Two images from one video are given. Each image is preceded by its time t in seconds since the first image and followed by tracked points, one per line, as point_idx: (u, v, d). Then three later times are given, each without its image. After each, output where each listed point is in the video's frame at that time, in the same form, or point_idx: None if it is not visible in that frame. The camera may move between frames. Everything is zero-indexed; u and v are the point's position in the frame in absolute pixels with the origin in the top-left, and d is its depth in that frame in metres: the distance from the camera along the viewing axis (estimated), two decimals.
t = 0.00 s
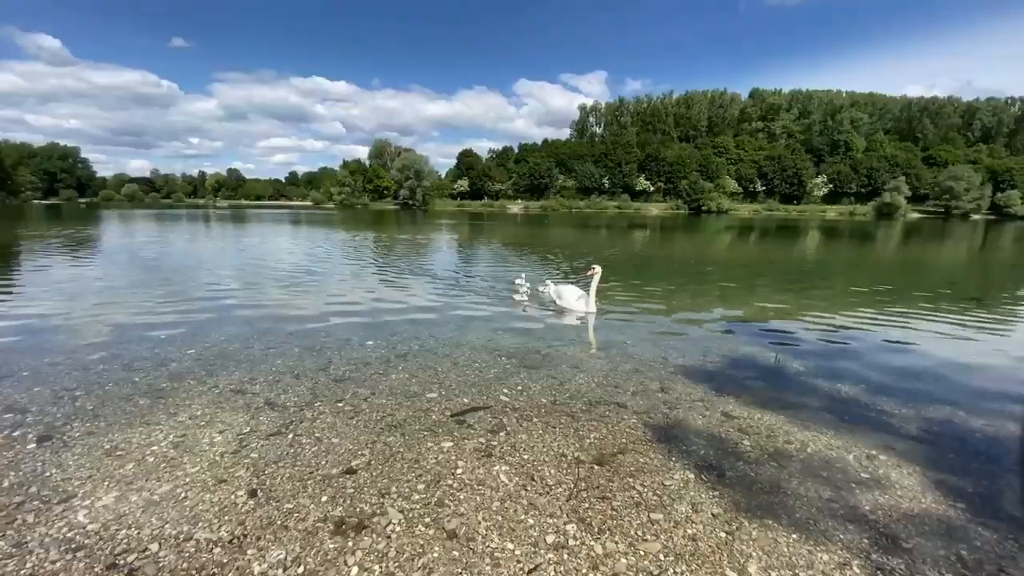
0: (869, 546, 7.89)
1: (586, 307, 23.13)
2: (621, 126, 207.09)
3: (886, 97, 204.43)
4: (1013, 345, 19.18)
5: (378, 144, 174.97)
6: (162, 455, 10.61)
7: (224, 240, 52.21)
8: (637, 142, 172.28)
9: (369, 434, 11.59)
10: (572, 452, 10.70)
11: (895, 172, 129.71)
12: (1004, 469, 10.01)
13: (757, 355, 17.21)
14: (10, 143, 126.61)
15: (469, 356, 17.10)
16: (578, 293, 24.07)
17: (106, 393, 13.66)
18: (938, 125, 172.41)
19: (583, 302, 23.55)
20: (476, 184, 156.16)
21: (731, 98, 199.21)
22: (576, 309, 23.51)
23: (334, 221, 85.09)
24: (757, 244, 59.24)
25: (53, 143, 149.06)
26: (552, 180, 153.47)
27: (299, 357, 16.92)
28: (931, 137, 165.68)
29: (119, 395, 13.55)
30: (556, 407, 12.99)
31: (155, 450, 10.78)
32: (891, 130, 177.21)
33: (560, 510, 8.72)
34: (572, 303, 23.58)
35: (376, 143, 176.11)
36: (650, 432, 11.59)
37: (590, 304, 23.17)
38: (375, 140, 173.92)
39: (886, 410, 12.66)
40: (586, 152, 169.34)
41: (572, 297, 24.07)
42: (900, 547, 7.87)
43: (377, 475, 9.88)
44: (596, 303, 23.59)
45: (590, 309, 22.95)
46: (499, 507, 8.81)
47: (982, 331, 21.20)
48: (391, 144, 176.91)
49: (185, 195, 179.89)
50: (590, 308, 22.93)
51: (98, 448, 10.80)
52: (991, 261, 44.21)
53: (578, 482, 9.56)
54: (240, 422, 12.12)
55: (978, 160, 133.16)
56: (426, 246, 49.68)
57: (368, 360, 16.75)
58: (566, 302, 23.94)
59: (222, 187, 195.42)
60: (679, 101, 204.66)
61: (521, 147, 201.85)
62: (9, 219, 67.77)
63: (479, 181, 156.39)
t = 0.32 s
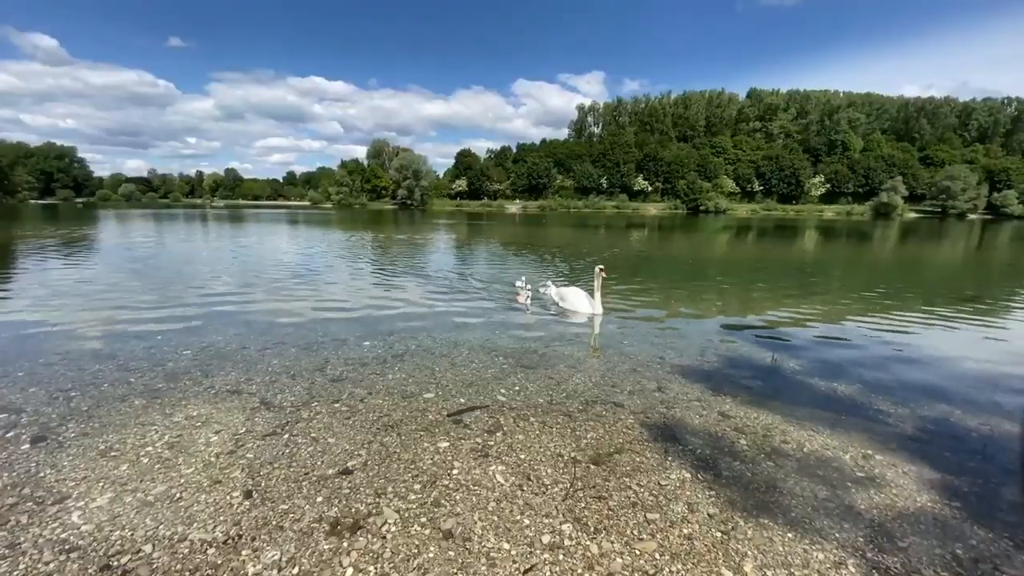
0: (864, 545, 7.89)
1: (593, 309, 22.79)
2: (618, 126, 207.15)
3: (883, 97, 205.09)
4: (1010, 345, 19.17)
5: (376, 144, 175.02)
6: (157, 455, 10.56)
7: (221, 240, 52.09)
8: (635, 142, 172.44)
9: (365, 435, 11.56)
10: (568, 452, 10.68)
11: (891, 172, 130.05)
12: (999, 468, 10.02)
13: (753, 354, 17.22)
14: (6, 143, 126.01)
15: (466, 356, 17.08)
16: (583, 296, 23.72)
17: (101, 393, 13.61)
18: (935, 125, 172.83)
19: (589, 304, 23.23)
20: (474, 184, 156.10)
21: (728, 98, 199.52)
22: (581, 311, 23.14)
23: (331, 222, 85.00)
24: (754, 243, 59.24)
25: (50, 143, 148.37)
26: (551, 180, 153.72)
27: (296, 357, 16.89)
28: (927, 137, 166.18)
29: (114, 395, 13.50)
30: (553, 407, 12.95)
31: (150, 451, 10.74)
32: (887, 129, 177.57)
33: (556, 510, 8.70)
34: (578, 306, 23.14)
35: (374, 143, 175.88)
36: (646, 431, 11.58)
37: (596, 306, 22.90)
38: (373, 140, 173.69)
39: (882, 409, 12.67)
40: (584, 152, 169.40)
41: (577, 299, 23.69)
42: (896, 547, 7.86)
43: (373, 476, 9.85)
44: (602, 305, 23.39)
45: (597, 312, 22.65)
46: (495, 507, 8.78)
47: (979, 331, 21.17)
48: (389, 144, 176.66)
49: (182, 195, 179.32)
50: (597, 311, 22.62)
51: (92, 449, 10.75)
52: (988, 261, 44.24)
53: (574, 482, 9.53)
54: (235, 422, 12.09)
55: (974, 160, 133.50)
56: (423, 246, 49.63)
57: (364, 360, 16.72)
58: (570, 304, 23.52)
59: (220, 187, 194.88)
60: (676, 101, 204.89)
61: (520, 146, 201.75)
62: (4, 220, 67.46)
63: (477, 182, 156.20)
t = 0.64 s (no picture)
0: (860, 542, 7.94)
1: (600, 311, 22.58)
2: (616, 126, 207.37)
3: (879, 97, 206.11)
4: (1007, 345, 19.25)
5: (374, 143, 174.78)
6: (155, 456, 10.56)
7: (219, 240, 52.03)
8: (632, 142, 172.63)
9: (363, 435, 11.58)
10: (566, 451, 10.71)
11: (888, 172, 130.50)
12: (994, 467, 10.08)
13: (750, 354, 17.29)
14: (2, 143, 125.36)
15: (464, 356, 17.10)
16: (588, 297, 23.35)
17: (99, 393, 13.60)
18: (931, 125, 173.50)
19: (596, 306, 22.94)
20: (472, 184, 156.12)
21: (725, 98, 199.96)
22: (587, 313, 22.81)
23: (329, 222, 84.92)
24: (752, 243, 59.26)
25: (46, 143, 147.53)
26: (549, 180, 153.88)
27: (295, 357, 16.90)
28: (923, 137, 166.90)
29: (113, 396, 13.49)
30: (551, 407, 12.98)
31: (147, 451, 10.74)
32: (884, 130, 178.22)
33: (554, 509, 8.73)
34: (584, 308, 22.76)
35: (372, 143, 175.61)
36: (644, 431, 11.61)
37: (603, 308, 22.66)
38: (371, 140, 173.52)
39: (878, 408, 12.74)
40: (582, 152, 169.47)
41: (581, 301, 23.31)
42: (891, 545, 7.91)
43: (371, 475, 9.86)
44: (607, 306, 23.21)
45: (604, 313, 22.51)
46: (493, 506, 8.81)
47: (976, 331, 21.26)
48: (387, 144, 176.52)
49: (179, 195, 178.65)
50: (604, 313, 22.46)
51: (90, 449, 10.74)
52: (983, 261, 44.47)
53: (572, 481, 9.57)
54: (234, 422, 12.09)
55: (970, 160, 134.08)
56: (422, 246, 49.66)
57: (363, 360, 16.74)
58: (576, 306, 23.13)
59: (217, 187, 194.34)
60: (674, 101, 205.24)
61: (517, 146, 201.75)
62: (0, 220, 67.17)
63: (475, 182, 155.39)
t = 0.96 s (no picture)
0: (855, 540, 7.97)
1: (608, 313, 22.28)
2: (614, 126, 207.46)
3: (875, 97, 206.52)
4: (1003, 344, 19.26)
5: (372, 143, 174.44)
6: (151, 456, 10.53)
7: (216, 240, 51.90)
8: (630, 142, 172.73)
9: (361, 434, 11.56)
10: (563, 451, 10.71)
11: (885, 172, 130.87)
12: (989, 465, 10.12)
13: (748, 353, 17.32)
14: None
15: (462, 356, 17.08)
16: (592, 297, 22.91)
17: (95, 394, 13.54)
18: (927, 125, 173.99)
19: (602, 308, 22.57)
20: (470, 184, 155.99)
21: (723, 98, 200.13)
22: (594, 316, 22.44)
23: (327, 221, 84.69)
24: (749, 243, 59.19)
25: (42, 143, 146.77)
26: (546, 179, 153.81)
27: (291, 357, 16.87)
28: (919, 138, 167.49)
29: (108, 396, 13.44)
30: (548, 406, 12.98)
31: (144, 451, 10.72)
32: (880, 130, 178.72)
33: (551, 508, 8.73)
34: (591, 311, 22.38)
35: (370, 143, 175.22)
36: (641, 430, 11.61)
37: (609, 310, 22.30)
38: (369, 140, 173.23)
39: (874, 407, 12.77)
40: (581, 152, 169.28)
41: (586, 302, 22.89)
42: (886, 543, 7.94)
43: (368, 475, 9.86)
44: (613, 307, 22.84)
45: (611, 314, 22.25)
46: (490, 506, 8.82)
47: (974, 330, 21.27)
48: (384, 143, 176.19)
49: (176, 195, 177.96)
50: (612, 314, 22.18)
51: (86, 450, 10.70)
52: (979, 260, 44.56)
53: (569, 480, 9.57)
54: (231, 423, 12.07)
55: (966, 160, 134.48)
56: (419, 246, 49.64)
57: (359, 360, 16.71)
58: (581, 308, 22.69)
59: (214, 187, 193.63)
60: (672, 101, 205.40)
61: (515, 146, 201.76)
62: None
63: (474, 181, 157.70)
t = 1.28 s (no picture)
0: (851, 540, 7.98)
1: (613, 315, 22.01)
2: (611, 126, 207.66)
3: (872, 97, 207.12)
4: (999, 344, 19.31)
5: (369, 143, 174.18)
6: (146, 458, 10.49)
7: (213, 240, 51.80)
8: (628, 142, 172.97)
9: (358, 435, 11.55)
10: (560, 451, 10.71)
11: (880, 172, 131.43)
12: (984, 465, 10.15)
13: (745, 353, 17.35)
14: None
15: (459, 356, 17.09)
16: (597, 299, 22.69)
17: (90, 395, 13.47)
18: (923, 125, 174.57)
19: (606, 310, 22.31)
20: (467, 184, 155.98)
21: (720, 98, 200.48)
22: (598, 318, 22.20)
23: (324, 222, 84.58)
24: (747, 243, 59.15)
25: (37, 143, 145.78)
26: (544, 179, 154.03)
27: (288, 358, 16.84)
28: (915, 138, 168.07)
29: (104, 397, 13.37)
30: (546, 406, 13.00)
31: (139, 452, 10.68)
32: (877, 130, 179.24)
33: (548, 509, 8.73)
34: (596, 312, 22.13)
35: (367, 143, 174.96)
36: (638, 430, 11.63)
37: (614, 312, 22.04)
38: (366, 140, 173.01)
39: (870, 406, 12.81)
40: (578, 152, 169.46)
41: (591, 305, 22.69)
42: (882, 542, 7.96)
43: (365, 476, 9.84)
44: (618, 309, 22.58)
45: (616, 316, 21.98)
46: (487, 506, 8.81)
47: (971, 330, 21.33)
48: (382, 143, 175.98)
49: (173, 194, 177.30)
50: (618, 316, 21.93)
51: (81, 451, 10.64)
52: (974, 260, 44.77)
53: (566, 480, 9.57)
54: (227, 424, 12.02)
55: (962, 160, 135.05)
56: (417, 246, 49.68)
57: (357, 360, 16.71)
58: (586, 311, 22.45)
59: (211, 186, 193.13)
60: (669, 101, 205.65)
61: (513, 145, 201.78)
62: None
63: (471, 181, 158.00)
